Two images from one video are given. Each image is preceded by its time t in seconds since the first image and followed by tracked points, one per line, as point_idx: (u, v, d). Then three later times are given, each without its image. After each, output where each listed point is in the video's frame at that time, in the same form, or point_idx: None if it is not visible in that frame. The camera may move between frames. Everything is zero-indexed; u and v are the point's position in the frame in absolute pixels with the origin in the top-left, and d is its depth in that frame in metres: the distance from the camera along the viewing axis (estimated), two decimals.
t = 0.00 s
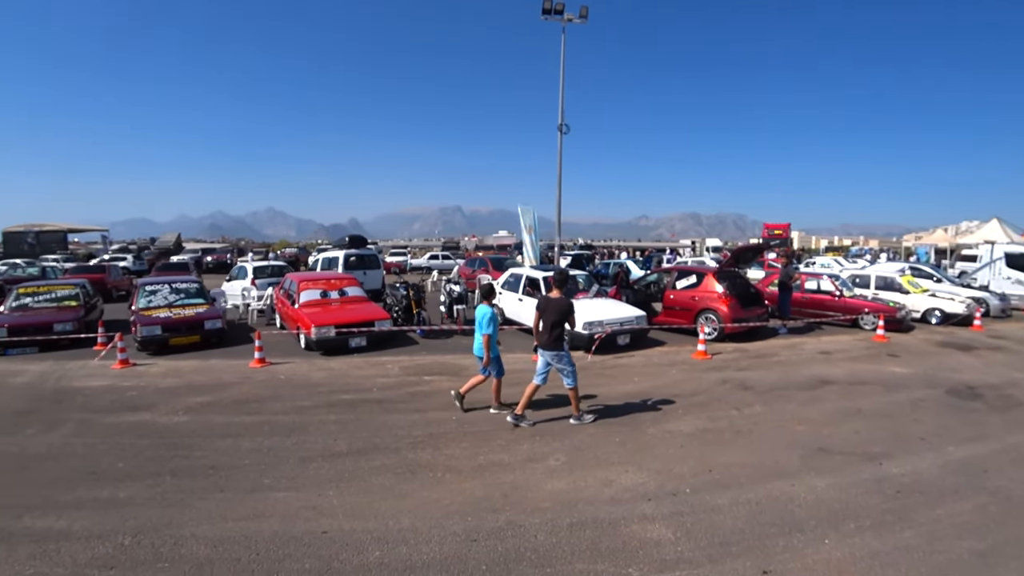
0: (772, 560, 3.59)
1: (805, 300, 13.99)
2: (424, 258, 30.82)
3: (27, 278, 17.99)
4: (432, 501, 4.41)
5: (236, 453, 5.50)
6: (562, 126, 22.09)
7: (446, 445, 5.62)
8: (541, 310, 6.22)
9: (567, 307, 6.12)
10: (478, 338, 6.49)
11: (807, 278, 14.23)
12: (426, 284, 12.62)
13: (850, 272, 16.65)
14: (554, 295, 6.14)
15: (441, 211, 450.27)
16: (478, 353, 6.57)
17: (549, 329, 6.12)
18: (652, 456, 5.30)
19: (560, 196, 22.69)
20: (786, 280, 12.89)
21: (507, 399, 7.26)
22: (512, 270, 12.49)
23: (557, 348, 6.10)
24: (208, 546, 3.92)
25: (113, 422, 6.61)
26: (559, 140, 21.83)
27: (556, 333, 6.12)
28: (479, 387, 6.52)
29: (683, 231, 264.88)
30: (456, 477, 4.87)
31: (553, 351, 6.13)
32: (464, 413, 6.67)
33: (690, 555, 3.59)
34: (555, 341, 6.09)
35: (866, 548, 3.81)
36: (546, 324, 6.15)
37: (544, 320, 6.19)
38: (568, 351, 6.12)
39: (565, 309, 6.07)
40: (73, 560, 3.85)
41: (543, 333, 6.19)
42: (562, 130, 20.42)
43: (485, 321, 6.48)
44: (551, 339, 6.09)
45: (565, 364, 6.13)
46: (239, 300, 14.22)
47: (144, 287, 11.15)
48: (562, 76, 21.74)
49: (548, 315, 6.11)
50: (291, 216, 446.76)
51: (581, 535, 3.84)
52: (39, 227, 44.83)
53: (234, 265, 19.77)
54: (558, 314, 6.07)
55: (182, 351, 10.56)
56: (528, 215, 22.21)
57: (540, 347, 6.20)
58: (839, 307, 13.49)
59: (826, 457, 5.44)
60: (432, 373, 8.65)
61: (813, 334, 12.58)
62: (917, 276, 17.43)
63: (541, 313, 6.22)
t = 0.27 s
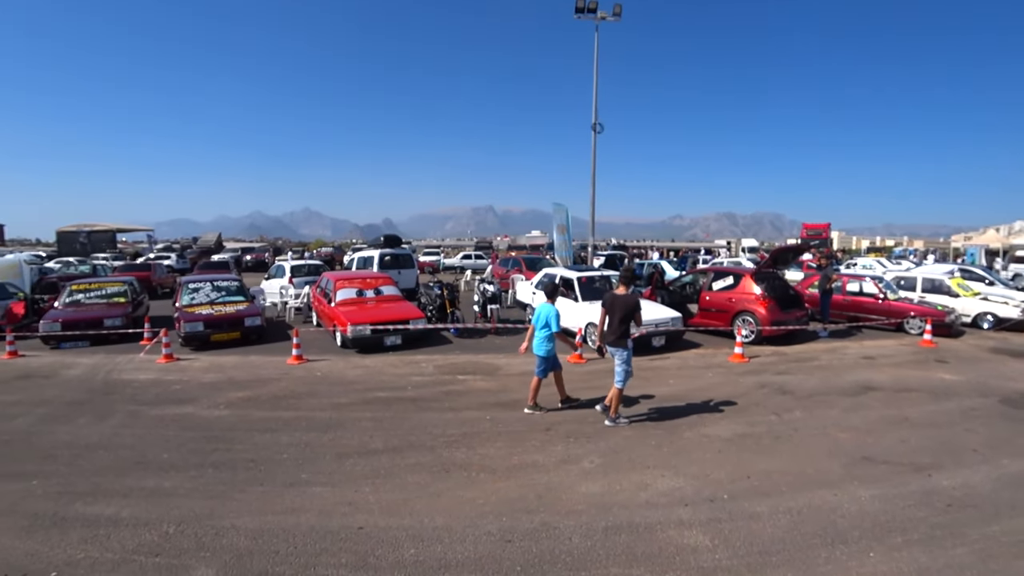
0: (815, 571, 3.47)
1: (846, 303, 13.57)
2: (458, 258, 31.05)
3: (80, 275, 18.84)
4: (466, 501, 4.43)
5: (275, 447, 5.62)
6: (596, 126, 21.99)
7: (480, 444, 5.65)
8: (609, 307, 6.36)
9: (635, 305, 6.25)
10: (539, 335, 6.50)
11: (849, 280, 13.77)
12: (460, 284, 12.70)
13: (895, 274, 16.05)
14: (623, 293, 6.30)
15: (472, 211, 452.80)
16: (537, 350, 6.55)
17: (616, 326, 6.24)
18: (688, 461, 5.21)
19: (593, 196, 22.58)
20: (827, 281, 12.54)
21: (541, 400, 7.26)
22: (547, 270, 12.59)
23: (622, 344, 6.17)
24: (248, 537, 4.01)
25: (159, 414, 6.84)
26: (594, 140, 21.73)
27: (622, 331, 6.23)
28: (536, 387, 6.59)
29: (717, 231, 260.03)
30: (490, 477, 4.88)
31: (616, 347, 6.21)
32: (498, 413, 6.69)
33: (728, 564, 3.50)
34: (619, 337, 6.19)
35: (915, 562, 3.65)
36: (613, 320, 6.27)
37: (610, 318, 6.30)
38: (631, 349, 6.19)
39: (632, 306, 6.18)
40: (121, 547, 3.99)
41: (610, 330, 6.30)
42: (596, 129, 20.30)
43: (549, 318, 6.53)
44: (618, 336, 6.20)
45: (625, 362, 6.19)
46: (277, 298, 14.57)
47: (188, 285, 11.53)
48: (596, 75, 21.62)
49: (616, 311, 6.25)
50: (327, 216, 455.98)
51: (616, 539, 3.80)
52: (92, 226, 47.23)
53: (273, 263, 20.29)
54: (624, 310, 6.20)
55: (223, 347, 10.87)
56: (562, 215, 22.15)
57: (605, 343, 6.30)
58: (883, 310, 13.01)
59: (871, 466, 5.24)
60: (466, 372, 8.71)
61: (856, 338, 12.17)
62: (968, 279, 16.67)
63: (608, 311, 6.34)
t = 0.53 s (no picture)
0: None
1: (890, 306, 13.09)
2: (490, 258, 31.14)
3: (128, 274, 19.60)
4: (501, 502, 4.43)
5: (312, 443, 5.73)
6: (630, 125, 21.80)
7: (514, 445, 5.65)
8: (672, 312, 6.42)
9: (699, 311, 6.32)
10: (600, 336, 6.48)
11: (893, 283, 13.28)
12: (493, 284, 12.74)
13: (944, 277, 15.39)
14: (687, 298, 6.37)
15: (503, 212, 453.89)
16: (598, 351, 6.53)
17: (679, 331, 6.32)
18: (726, 467, 5.10)
19: (627, 196, 22.39)
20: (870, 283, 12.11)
21: (575, 401, 7.23)
22: (581, 271, 12.68)
23: (684, 349, 6.25)
24: (285, 531, 4.09)
25: (201, 409, 7.05)
26: (628, 139, 21.54)
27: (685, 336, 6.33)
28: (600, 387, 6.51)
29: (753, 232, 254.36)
30: (523, 478, 4.87)
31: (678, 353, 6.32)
32: (531, 414, 6.68)
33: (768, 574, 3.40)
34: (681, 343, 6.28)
35: None
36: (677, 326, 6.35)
37: (674, 323, 6.38)
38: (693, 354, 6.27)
39: (697, 312, 6.27)
40: (165, 537, 4.11)
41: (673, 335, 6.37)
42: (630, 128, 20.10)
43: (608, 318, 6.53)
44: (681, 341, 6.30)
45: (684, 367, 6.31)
46: (314, 296, 14.87)
47: (229, 283, 11.87)
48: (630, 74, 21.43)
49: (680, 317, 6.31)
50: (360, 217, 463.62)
51: (652, 545, 3.74)
52: (139, 227, 49.16)
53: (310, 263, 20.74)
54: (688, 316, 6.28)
55: (262, 344, 11.15)
56: (595, 215, 22.01)
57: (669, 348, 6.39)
58: (929, 315, 12.48)
59: (919, 477, 5.03)
60: (499, 373, 8.73)
61: (901, 343, 11.72)
62: None
63: (671, 315, 6.39)
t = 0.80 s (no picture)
0: None
1: (935, 310, 12.59)
2: (521, 258, 31.13)
3: (171, 272, 20.27)
4: (533, 504, 4.44)
5: (347, 440, 5.82)
6: (664, 124, 21.54)
7: (546, 446, 5.65)
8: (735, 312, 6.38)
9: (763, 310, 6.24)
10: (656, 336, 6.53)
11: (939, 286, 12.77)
12: (525, 284, 12.74)
13: (994, 279, 14.72)
14: (750, 297, 6.30)
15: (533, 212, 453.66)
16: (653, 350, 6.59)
17: (745, 331, 6.25)
18: (763, 473, 4.98)
19: (660, 196, 22.13)
20: (914, 286, 11.66)
21: (608, 404, 7.19)
22: (614, 272, 12.59)
23: (750, 350, 6.16)
24: (322, 527, 4.16)
25: (240, 404, 7.24)
26: (661, 138, 21.27)
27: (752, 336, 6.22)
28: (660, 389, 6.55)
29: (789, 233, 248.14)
30: (556, 481, 4.86)
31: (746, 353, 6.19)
32: (564, 416, 6.66)
33: None
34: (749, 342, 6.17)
35: None
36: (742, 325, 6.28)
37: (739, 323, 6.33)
38: (763, 354, 6.15)
39: (761, 311, 6.19)
40: (206, 528, 4.23)
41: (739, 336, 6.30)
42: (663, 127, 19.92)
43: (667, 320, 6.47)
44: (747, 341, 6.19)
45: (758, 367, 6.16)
46: (348, 295, 15.12)
47: (266, 283, 12.17)
48: (663, 72, 21.16)
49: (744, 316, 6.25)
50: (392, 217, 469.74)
51: (687, 551, 3.68)
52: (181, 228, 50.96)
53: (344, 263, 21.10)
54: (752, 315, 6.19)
55: (298, 342, 11.40)
56: (628, 215, 21.80)
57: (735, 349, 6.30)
58: (978, 319, 11.94)
59: (969, 489, 4.82)
60: (531, 373, 8.74)
61: (948, 348, 11.26)
62: None
63: (735, 315, 6.35)
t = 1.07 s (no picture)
0: None
1: (981, 315, 12.05)
2: (550, 258, 31.06)
3: (208, 271, 20.85)
4: (564, 506, 4.43)
5: (378, 438, 5.89)
6: (695, 123, 21.25)
7: (577, 448, 5.63)
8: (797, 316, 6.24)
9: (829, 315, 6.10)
10: (723, 341, 6.41)
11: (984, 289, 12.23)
12: (555, 285, 12.70)
13: None
14: (813, 302, 6.17)
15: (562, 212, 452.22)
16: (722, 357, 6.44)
17: (809, 337, 6.11)
18: (799, 481, 4.86)
19: (692, 196, 21.83)
20: (955, 288, 11.26)
21: (639, 406, 7.12)
22: (645, 273, 12.48)
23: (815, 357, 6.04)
24: (354, 523, 4.21)
25: (275, 400, 7.40)
26: (692, 137, 21.00)
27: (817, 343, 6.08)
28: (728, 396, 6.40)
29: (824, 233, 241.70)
30: (586, 484, 4.84)
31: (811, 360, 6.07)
32: (594, 418, 6.62)
33: None
34: (815, 349, 6.05)
35: None
36: (805, 330, 6.14)
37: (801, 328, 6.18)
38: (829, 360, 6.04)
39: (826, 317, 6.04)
40: (241, 521, 4.33)
41: (802, 341, 6.18)
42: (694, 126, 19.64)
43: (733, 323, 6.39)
44: (812, 347, 6.07)
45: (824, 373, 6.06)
46: (379, 295, 15.32)
47: (300, 282, 12.43)
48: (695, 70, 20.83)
49: (808, 321, 6.10)
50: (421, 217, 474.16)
51: (721, 559, 3.61)
52: (218, 228, 52.40)
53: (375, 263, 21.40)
54: (817, 320, 6.05)
55: (331, 340, 11.60)
56: (658, 215, 21.55)
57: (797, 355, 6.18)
58: None
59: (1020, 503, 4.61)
60: (561, 374, 8.71)
61: (997, 354, 10.79)
62: None
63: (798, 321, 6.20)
